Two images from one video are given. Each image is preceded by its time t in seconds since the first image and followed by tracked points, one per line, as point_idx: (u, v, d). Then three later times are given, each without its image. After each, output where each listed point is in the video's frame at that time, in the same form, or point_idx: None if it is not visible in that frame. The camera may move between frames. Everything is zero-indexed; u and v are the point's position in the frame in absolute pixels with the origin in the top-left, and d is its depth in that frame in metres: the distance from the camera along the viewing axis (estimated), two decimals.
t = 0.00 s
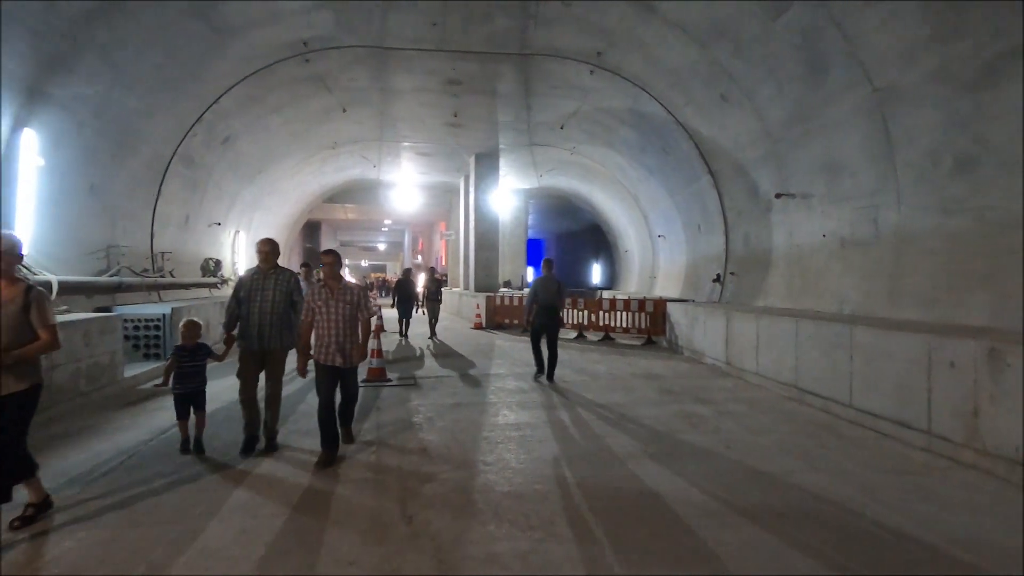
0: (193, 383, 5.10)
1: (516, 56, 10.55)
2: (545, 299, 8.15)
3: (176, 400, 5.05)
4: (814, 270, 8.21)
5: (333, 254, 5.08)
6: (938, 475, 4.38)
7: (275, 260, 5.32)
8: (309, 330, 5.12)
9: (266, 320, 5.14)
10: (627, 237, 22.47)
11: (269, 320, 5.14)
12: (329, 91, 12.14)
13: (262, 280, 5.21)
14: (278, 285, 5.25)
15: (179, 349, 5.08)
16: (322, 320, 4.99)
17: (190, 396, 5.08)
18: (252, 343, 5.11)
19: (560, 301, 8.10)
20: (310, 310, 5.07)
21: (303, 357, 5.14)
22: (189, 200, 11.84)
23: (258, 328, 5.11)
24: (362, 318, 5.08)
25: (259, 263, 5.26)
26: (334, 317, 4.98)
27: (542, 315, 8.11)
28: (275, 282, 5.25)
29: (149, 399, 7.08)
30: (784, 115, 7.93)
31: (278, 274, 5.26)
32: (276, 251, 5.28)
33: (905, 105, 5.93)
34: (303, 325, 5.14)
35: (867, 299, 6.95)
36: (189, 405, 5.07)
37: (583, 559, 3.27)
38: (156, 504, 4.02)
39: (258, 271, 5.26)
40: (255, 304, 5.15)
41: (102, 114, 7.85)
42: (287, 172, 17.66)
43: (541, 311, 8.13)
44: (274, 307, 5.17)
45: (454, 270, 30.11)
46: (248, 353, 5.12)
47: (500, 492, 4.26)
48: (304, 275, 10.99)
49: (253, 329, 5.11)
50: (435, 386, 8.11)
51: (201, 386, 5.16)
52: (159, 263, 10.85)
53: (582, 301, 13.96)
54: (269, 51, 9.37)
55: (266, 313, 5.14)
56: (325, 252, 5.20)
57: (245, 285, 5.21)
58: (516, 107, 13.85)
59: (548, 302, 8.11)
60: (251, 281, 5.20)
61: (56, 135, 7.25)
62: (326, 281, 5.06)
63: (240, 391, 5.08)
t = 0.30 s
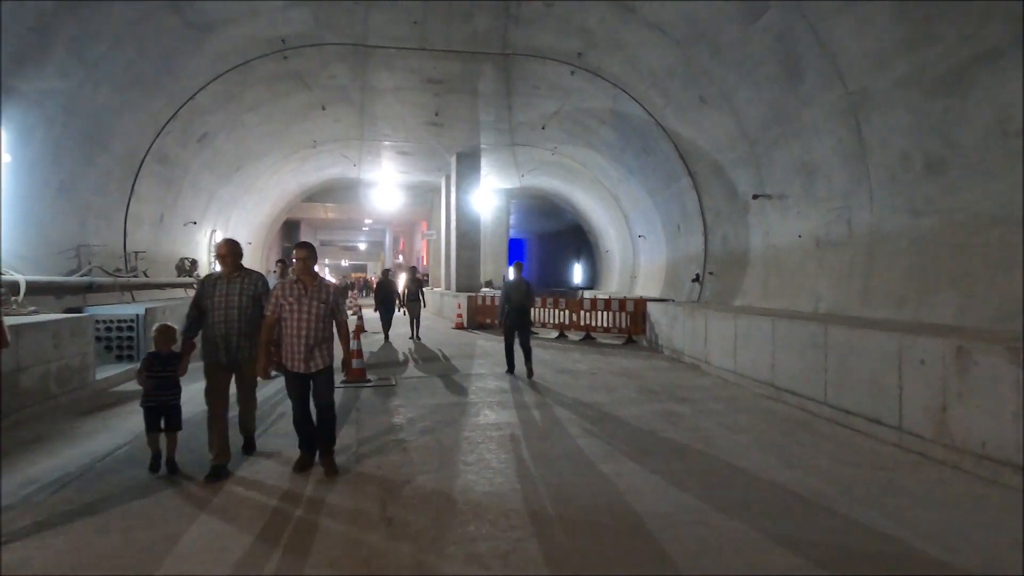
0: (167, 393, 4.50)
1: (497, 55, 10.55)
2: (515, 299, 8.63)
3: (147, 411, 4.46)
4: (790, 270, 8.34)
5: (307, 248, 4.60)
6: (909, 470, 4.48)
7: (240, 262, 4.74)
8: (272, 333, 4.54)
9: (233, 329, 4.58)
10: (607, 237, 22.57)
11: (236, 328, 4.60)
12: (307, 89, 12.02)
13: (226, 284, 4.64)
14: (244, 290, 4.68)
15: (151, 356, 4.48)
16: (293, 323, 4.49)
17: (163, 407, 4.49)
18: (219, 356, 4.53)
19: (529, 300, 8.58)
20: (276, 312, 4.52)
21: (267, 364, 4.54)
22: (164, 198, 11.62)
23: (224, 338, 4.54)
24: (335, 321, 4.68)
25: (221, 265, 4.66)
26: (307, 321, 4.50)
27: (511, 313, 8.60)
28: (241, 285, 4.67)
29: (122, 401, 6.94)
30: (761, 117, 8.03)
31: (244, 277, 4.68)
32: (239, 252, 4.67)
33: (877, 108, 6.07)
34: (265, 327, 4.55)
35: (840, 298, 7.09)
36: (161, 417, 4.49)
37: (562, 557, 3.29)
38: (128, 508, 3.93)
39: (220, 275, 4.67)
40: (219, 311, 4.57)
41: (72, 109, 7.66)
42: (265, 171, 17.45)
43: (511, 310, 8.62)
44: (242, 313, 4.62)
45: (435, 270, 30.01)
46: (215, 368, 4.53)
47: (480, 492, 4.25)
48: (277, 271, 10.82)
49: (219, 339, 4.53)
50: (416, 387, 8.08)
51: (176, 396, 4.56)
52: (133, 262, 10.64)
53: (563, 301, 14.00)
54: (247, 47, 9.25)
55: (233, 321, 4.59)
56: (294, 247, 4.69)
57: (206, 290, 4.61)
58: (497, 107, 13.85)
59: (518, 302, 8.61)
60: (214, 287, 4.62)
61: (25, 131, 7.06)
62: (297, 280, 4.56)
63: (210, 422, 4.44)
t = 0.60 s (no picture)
0: (131, 408, 4.07)
1: (482, 55, 10.54)
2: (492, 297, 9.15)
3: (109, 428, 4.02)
4: (772, 270, 8.43)
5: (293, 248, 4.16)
6: (887, 466, 4.55)
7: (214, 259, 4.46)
8: (249, 342, 4.10)
9: (204, 330, 4.25)
10: (592, 237, 22.64)
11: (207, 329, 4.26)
12: (290, 87, 11.91)
13: (198, 282, 4.32)
14: (218, 287, 4.39)
15: (115, 366, 4.04)
16: (271, 333, 4.03)
17: (126, 424, 4.06)
18: (189, 359, 4.21)
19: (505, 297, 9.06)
20: (254, 319, 4.09)
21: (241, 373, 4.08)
22: (143, 197, 11.44)
23: (194, 340, 4.20)
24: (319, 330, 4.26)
25: (191, 262, 4.32)
26: (287, 331, 4.04)
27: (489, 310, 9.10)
28: (214, 283, 4.37)
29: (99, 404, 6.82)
30: (743, 119, 8.11)
31: (218, 274, 4.40)
32: (209, 248, 4.36)
33: (855, 111, 6.17)
34: (242, 336, 4.11)
35: (820, 298, 7.18)
36: (124, 435, 4.04)
37: (545, 556, 3.29)
38: (105, 513, 3.87)
39: (191, 272, 4.35)
40: (189, 309, 4.25)
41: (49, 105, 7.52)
42: (247, 169, 17.25)
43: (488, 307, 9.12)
44: (215, 312, 4.31)
45: (420, 270, 29.91)
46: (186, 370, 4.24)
47: (464, 492, 4.25)
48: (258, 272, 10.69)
49: (188, 341, 4.20)
50: (400, 387, 8.04)
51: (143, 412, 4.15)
52: (110, 262, 10.46)
53: (548, 301, 14.02)
54: (228, 44, 9.15)
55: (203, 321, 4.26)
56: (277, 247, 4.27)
57: (176, 288, 4.30)
58: (482, 107, 13.84)
59: (495, 299, 9.11)
60: (184, 285, 4.30)
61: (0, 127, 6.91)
62: (278, 283, 4.13)
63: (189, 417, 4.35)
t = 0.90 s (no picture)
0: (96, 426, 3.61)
1: (466, 54, 10.50)
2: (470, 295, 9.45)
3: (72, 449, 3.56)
4: (752, 270, 8.53)
5: (261, 242, 3.91)
6: (864, 462, 4.63)
7: (189, 260, 4.02)
8: (223, 348, 3.83)
9: (175, 340, 3.79)
10: (576, 237, 22.70)
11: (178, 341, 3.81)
12: (272, 85, 11.77)
13: (169, 286, 3.86)
14: (192, 293, 3.92)
15: (76, 378, 3.59)
16: (244, 335, 3.81)
17: (91, 444, 3.60)
18: (158, 373, 3.77)
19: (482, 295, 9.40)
20: (226, 322, 3.84)
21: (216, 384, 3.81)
22: (120, 195, 11.24)
23: (163, 351, 3.76)
24: (298, 326, 4.01)
25: (164, 263, 3.87)
26: (261, 331, 3.83)
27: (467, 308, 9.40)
28: (188, 287, 3.90)
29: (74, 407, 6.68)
30: (725, 121, 8.19)
31: (193, 278, 3.94)
32: (186, 246, 3.92)
33: (834, 114, 6.27)
34: (214, 342, 3.85)
35: (799, 298, 7.28)
36: (87, 457, 3.58)
37: (528, 556, 3.29)
38: (79, 519, 3.78)
39: (163, 274, 3.90)
40: (160, 316, 3.79)
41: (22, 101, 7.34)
42: (228, 168, 17.03)
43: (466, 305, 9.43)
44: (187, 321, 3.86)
45: (404, 269, 29.79)
46: (152, 385, 3.78)
47: (447, 493, 4.23)
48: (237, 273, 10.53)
49: (157, 353, 3.76)
50: (383, 388, 8.00)
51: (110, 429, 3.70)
52: (86, 262, 10.26)
53: (532, 301, 14.04)
54: (207, 40, 9.02)
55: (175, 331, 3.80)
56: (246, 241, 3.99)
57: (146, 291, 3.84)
58: (467, 107, 13.81)
59: (473, 298, 9.43)
60: (153, 289, 3.85)
61: None
62: (248, 280, 3.89)
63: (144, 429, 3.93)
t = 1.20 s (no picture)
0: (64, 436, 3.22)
1: (452, 54, 10.47)
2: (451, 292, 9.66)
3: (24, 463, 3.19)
4: (736, 270, 8.60)
5: (221, 239, 3.39)
6: (843, 460, 4.68)
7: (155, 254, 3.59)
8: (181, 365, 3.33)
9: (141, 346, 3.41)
10: (563, 237, 22.71)
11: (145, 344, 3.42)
12: (254, 82, 11.65)
13: (131, 286, 3.45)
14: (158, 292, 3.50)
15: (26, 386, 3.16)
16: (202, 348, 3.29)
17: (46, 459, 3.15)
18: (121, 385, 3.31)
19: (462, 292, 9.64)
20: (183, 335, 3.32)
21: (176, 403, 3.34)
22: (98, 193, 11.06)
23: (128, 359, 3.36)
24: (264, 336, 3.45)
25: (127, 258, 3.46)
26: (221, 343, 3.30)
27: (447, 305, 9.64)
28: (153, 286, 3.48)
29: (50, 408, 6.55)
30: (708, 122, 8.24)
31: (159, 276, 3.52)
32: (153, 238, 3.51)
33: (815, 115, 6.34)
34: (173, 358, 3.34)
35: (781, 297, 7.36)
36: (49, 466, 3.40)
37: (510, 556, 3.28)
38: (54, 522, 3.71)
39: (124, 272, 3.49)
40: (122, 319, 3.40)
41: None
42: (210, 166, 16.82)
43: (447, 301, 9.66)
44: (153, 323, 3.45)
45: (389, 269, 29.67)
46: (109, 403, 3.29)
47: (431, 494, 4.21)
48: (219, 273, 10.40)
49: (119, 362, 3.34)
50: (367, 389, 7.97)
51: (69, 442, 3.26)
52: (64, 261, 10.07)
53: (518, 301, 14.04)
54: (186, 36, 8.89)
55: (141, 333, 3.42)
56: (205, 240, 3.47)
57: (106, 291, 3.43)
58: (453, 106, 13.76)
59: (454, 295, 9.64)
60: (114, 290, 3.44)
61: None
62: (207, 285, 3.37)
63: (93, 474, 3.22)
